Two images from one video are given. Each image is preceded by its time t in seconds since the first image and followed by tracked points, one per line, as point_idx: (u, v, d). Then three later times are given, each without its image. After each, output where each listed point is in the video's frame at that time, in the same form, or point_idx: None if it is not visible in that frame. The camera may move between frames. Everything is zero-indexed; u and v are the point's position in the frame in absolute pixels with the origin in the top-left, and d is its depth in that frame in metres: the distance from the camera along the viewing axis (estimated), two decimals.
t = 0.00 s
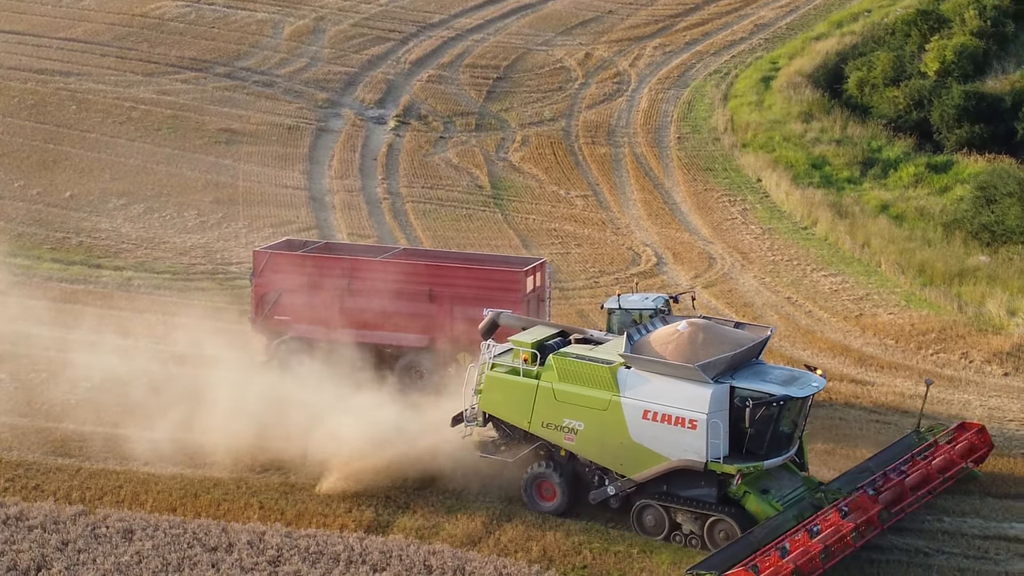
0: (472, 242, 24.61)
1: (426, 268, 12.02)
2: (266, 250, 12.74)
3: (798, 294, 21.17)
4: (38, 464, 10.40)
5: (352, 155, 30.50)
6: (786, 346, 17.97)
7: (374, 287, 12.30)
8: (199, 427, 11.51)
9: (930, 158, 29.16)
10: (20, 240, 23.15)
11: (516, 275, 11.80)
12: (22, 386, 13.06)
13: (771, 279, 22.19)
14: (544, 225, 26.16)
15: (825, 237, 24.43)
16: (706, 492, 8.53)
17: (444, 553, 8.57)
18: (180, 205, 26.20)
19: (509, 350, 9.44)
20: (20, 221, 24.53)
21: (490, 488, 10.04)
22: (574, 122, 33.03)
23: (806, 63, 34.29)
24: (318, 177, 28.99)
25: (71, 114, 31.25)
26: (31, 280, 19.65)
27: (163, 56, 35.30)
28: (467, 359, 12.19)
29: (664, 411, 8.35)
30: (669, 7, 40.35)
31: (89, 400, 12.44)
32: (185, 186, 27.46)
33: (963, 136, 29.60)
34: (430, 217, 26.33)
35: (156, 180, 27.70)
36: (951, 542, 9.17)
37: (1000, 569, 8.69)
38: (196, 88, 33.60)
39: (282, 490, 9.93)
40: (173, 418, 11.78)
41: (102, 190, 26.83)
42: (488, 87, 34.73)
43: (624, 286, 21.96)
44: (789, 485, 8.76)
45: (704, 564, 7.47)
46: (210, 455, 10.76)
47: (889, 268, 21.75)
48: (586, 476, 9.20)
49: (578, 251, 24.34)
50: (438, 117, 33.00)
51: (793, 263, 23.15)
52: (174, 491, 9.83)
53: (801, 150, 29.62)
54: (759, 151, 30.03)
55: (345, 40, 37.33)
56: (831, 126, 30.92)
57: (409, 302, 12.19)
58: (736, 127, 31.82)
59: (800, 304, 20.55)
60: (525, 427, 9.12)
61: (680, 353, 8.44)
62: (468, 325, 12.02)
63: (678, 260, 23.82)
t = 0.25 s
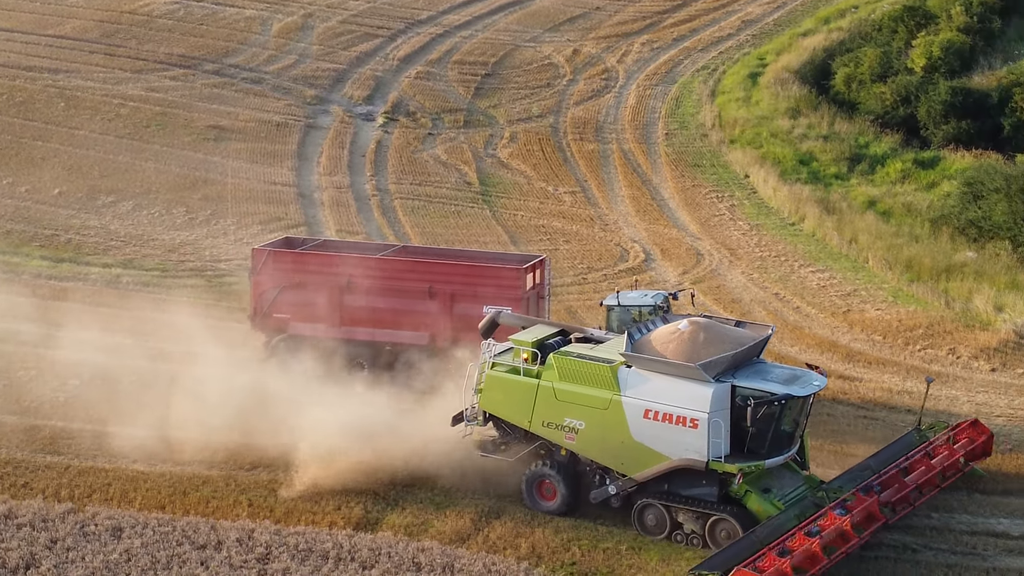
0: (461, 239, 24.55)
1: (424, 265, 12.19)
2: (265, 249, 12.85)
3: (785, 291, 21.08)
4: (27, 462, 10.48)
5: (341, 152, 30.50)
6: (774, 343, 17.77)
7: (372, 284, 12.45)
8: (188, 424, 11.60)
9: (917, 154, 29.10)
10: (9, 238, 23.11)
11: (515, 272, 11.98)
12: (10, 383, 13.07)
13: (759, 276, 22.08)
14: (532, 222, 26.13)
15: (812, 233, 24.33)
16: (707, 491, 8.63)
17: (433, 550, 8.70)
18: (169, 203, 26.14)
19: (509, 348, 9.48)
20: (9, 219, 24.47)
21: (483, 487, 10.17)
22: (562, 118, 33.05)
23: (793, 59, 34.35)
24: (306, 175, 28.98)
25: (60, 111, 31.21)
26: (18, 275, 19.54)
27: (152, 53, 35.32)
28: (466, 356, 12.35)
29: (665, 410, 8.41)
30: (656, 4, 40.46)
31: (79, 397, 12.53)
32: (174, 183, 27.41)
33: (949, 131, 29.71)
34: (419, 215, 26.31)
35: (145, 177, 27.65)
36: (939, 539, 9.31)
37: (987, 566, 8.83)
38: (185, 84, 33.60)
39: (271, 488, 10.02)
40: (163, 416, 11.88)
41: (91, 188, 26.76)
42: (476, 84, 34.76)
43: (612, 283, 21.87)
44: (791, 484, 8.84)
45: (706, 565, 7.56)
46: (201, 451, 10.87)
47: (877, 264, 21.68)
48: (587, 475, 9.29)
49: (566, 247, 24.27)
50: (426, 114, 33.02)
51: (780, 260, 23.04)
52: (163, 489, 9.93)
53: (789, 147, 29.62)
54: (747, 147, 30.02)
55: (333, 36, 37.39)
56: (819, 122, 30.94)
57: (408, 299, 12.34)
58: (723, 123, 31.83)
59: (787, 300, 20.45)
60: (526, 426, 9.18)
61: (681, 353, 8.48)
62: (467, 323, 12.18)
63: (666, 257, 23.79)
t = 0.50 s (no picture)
0: (447, 235, 24.28)
1: (422, 264, 12.47)
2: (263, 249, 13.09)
3: (771, 286, 20.40)
4: (14, 460, 10.64)
5: (326, 148, 30.36)
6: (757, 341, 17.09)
7: (371, 283, 12.73)
8: (176, 425, 11.80)
9: (901, 149, 29.00)
10: None
11: (511, 271, 12.29)
12: None
13: (745, 272, 21.46)
14: (517, 217, 25.85)
15: (797, 229, 23.78)
16: (708, 490, 8.84)
17: (418, 548, 8.91)
18: (154, 199, 25.88)
19: (509, 348, 9.72)
20: None
21: (477, 485, 10.42)
22: (547, 114, 33.00)
23: (777, 54, 34.41)
24: (291, 171, 28.81)
25: (45, 108, 30.99)
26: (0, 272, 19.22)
27: (137, 50, 35.21)
28: (463, 355, 12.62)
29: (665, 409, 8.60)
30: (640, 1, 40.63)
31: (68, 395, 12.71)
32: (159, 179, 27.16)
33: (933, 127, 29.51)
34: (405, 210, 26.05)
35: (129, 173, 27.39)
36: (925, 534, 9.58)
37: (970, 562, 9.06)
38: (170, 81, 33.47)
39: (255, 488, 10.19)
40: (151, 416, 12.08)
41: (76, 184, 26.46)
42: (461, 80, 34.76)
43: (597, 278, 21.43)
44: (791, 483, 9.04)
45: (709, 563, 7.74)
46: (188, 450, 11.07)
47: (861, 259, 20.92)
48: (587, 475, 9.49)
49: (551, 243, 23.84)
50: (411, 110, 32.97)
51: (766, 255, 22.42)
52: (148, 487, 10.11)
53: (773, 142, 29.49)
54: (731, 143, 29.94)
55: (318, 33, 37.45)
56: (803, 117, 30.81)
57: (406, 298, 12.62)
58: (708, 119, 31.79)
59: (772, 296, 19.79)
60: (525, 425, 9.39)
61: (682, 352, 8.69)
62: (465, 320, 12.48)
63: (651, 252, 23.31)
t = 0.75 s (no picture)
0: (432, 232, 24.16)
1: (415, 264, 12.63)
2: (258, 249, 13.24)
3: (755, 284, 20.27)
4: None
5: (311, 146, 30.26)
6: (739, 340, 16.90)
7: (365, 283, 12.89)
8: (163, 424, 11.82)
9: (884, 146, 28.89)
10: None
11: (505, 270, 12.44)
12: None
13: (729, 269, 21.32)
14: (502, 215, 25.76)
15: (781, 226, 23.61)
16: (707, 490, 8.90)
17: (404, 546, 8.97)
18: (140, 197, 25.75)
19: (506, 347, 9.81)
20: None
21: (464, 483, 10.47)
22: (532, 111, 32.98)
23: (761, 51, 34.47)
24: (277, 169, 28.68)
25: (30, 106, 30.89)
26: None
27: (122, 48, 35.18)
28: (458, 354, 12.78)
29: (663, 409, 8.63)
30: None
31: (54, 395, 12.73)
32: (145, 177, 27.03)
33: (916, 123, 29.41)
34: (390, 208, 25.94)
35: (115, 171, 27.26)
36: (909, 530, 9.65)
37: (956, 558, 9.12)
38: (155, 79, 33.41)
39: (242, 485, 10.21)
40: (138, 415, 12.11)
41: (62, 182, 26.33)
42: (446, 77, 34.76)
43: (582, 275, 21.28)
44: (790, 482, 9.11)
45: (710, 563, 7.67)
46: (175, 449, 11.10)
47: (846, 256, 20.74)
48: (585, 475, 9.52)
49: (536, 240, 23.79)
50: (396, 107, 32.94)
51: (750, 252, 22.26)
52: (133, 485, 10.12)
53: (757, 139, 29.39)
54: (715, 139, 29.86)
55: (303, 30, 37.51)
56: (787, 114, 30.82)
57: (400, 297, 12.79)
58: (692, 115, 31.76)
59: (757, 294, 19.67)
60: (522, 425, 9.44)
61: (681, 351, 8.74)
62: (459, 320, 12.63)
63: (636, 249, 23.17)
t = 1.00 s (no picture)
0: (416, 229, 23.98)
1: (413, 263, 12.40)
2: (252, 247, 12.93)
3: (737, 279, 20.09)
4: None
5: (293, 143, 30.10)
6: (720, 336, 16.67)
7: (361, 282, 12.66)
8: (147, 422, 11.73)
9: (865, 141, 28.78)
10: None
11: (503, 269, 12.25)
12: None
13: (711, 264, 21.17)
14: (485, 211, 25.61)
15: (762, 221, 23.46)
16: (705, 490, 8.78)
17: (387, 544, 8.90)
18: (122, 194, 25.56)
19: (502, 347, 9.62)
20: None
21: (449, 481, 10.35)
22: (514, 108, 32.90)
23: (742, 47, 34.52)
24: (259, 166, 28.51)
25: (11, 103, 30.70)
26: None
27: (104, 45, 35.07)
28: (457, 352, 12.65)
29: (661, 409, 8.53)
30: None
31: (36, 392, 12.60)
32: (127, 174, 26.85)
33: (897, 119, 29.26)
34: (372, 204, 25.79)
35: (97, 168, 27.07)
36: (892, 526, 9.57)
37: (939, 554, 9.04)
38: (137, 76, 33.26)
39: (225, 482, 10.13)
40: (123, 413, 12.00)
41: (43, 179, 26.12)
42: (427, 74, 34.74)
43: (564, 272, 21.08)
44: (788, 482, 9.01)
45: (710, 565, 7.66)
46: (159, 446, 11.00)
47: (827, 251, 20.55)
48: (581, 475, 9.40)
49: (518, 236, 23.68)
50: (379, 104, 32.85)
51: (733, 248, 22.10)
52: (116, 484, 10.02)
53: (739, 135, 29.34)
54: (697, 135, 29.78)
55: (285, 27, 37.50)
56: (768, 110, 30.79)
57: (396, 296, 12.57)
58: (674, 111, 31.70)
59: (738, 289, 19.48)
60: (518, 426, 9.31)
61: (679, 351, 8.65)
62: (457, 319, 12.45)
63: (618, 245, 22.98)
